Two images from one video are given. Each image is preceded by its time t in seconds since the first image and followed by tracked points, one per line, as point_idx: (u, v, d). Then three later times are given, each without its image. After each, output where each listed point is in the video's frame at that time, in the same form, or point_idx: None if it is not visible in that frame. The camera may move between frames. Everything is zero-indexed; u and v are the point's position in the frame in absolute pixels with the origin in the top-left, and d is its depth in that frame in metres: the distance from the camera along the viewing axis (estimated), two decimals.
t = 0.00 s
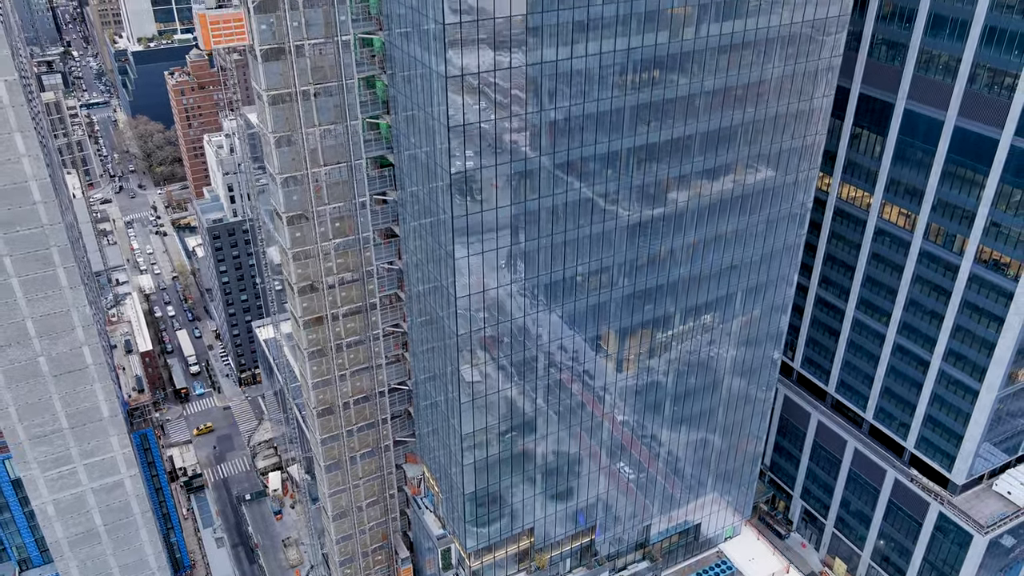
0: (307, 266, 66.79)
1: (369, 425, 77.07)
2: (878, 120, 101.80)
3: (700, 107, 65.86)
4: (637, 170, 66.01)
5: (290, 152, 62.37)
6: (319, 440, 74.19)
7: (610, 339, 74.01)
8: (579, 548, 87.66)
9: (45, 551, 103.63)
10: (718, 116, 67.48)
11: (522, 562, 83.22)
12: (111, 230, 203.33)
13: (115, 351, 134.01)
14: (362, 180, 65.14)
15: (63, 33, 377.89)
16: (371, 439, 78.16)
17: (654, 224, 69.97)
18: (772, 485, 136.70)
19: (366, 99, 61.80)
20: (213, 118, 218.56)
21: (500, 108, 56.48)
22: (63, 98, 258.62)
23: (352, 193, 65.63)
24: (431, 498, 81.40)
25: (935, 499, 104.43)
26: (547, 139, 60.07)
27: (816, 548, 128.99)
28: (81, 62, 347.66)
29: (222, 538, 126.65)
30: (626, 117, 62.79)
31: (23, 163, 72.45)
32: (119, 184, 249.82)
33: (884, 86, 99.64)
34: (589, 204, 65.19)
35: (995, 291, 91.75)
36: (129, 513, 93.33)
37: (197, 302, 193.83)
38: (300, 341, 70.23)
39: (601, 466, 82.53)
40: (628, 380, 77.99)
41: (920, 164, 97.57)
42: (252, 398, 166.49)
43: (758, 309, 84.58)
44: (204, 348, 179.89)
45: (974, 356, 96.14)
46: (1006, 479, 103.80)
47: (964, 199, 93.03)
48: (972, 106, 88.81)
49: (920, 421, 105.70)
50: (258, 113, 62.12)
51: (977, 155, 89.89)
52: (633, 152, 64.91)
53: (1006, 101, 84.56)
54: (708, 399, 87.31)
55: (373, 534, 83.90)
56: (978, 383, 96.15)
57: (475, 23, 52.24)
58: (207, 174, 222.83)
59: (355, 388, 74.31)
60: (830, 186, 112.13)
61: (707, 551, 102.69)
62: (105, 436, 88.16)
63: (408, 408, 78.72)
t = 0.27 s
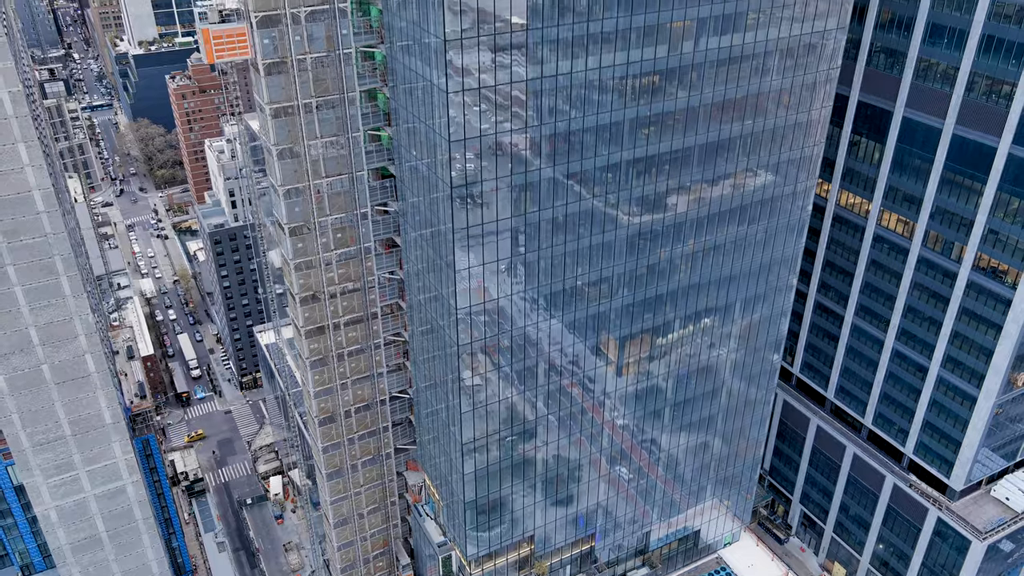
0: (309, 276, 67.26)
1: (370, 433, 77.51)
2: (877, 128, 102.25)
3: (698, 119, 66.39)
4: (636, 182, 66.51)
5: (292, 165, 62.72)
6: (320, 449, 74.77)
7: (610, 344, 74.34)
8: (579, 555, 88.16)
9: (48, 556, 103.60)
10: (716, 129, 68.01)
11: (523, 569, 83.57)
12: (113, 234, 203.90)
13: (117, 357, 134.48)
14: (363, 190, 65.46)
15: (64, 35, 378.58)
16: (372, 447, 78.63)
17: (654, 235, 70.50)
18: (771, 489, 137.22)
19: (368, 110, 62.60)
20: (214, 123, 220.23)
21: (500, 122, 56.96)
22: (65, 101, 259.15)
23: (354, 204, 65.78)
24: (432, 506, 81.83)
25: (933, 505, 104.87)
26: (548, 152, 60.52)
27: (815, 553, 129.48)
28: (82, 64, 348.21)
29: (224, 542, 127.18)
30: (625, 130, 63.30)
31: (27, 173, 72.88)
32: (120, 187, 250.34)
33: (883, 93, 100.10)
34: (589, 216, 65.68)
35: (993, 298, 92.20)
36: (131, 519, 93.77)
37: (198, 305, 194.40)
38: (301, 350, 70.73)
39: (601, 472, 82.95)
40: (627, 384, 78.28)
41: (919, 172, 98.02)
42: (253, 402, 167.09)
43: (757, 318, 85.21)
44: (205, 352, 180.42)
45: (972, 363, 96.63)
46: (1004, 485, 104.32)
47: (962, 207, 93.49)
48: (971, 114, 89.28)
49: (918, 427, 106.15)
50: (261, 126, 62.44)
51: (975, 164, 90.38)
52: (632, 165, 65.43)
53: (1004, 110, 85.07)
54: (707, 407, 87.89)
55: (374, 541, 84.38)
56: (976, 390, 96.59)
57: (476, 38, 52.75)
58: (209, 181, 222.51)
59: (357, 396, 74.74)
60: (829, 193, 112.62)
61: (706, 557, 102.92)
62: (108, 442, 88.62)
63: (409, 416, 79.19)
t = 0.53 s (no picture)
0: (311, 286, 67.94)
1: (371, 441, 77.96)
2: (876, 135, 102.72)
3: (697, 132, 66.85)
4: (636, 194, 66.95)
5: (295, 177, 63.09)
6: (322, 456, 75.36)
7: (610, 346, 74.33)
8: (578, 562, 88.64)
9: (50, 561, 104.05)
10: (715, 141, 68.46)
11: None
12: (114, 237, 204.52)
13: (119, 362, 135.06)
14: (365, 201, 65.97)
15: (66, 37, 379.66)
16: (373, 454, 79.10)
17: (653, 246, 71.00)
18: (770, 494, 137.76)
19: (369, 121, 62.86)
20: (215, 129, 219.71)
21: (501, 135, 57.39)
22: (67, 104, 259.95)
23: (356, 215, 66.32)
24: (432, 513, 81.86)
25: (932, 510, 105.33)
26: (548, 165, 60.92)
27: (814, 557, 130.01)
28: (83, 66, 349.34)
29: (225, 546, 127.70)
30: (624, 143, 63.73)
31: (30, 183, 73.35)
32: (122, 190, 250.98)
33: (881, 101, 100.61)
34: (589, 227, 66.17)
35: (991, 305, 92.62)
36: (133, 525, 94.23)
37: (199, 309, 195.06)
38: (303, 359, 71.38)
39: (601, 479, 83.41)
40: (628, 389, 78.53)
41: (917, 179, 98.47)
42: (255, 406, 167.70)
43: (755, 327, 85.79)
44: (206, 355, 181.10)
45: (970, 369, 97.11)
46: (1002, 490, 104.79)
47: (960, 215, 93.94)
48: (969, 122, 89.76)
49: (917, 432, 106.65)
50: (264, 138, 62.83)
51: (973, 172, 90.84)
52: (632, 177, 65.89)
53: (1002, 118, 85.53)
54: (706, 415, 88.51)
55: (375, 547, 84.83)
56: (974, 396, 97.04)
57: (477, 53, 53.21)
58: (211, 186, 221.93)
59: (358, 405, 75.22)
60: (828, 200, 113.17)
61: (706, 563, 103.68)
62: (111, 449, 89.13)
63: (410, 424, 79.62)
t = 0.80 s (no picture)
0: (313, 295, 68.28)
1: (372, 449, 78.42)
2: (874, 143, 103.20)
3: (696, 143, 67.34)
4: (636, 205, 67.44)
5: (297, 189, 63.65)
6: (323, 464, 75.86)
7: (609, 341, 74.00)
8: (578, 569, 89.22)
9: (52, 566, 104.51)
10: (714, 152, 68.95)
11: None
12: (116, 241, 205.08)
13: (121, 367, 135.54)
14: (367, 212, 66.69)
15: (67, 39, 380.49)
16: (375, 462, 79.59)
17: (653, 257, 71.53)
18: (770, 498, 138.23)
19: (370, 133, 62.56)
20: (218, 134, 221.42)
21: (501, 148, 57.85)
22: (68, 106, 260.56)
23: (357, 226, 67.18)
24: (433, 520, 82.15)
25: (930, 516, 105.81)
26: (548, 178, 61.42)
27: (813, 561, 130.47)
28: (84, 68, 350.10)
29: (226, 551, 128.23)
30: (624, 155, 64.21)
31: (34, 193, 73.85)
32: (123, 192, 251.57)
33: (879, 109, 101.13)
34: (589, 238, 66.67)
35: (989, 313, 93.07)
36: (136, 531, 94.74)
37: (200, 312, 195.76)
38: (305, 368, 71.89)
39: (601, 486, 83.94)
40: (628, 388, 78.52)
41: (915, 186, 98.92)
42: (256, 409, 168.25)
43: (754, 335, 86.43)
44: (207, 359, 181.85)
45: (968, 376, 97.56)
46: (1000, 496, 105.23)
47: (958, 222, 94.40)
48: (966, 130, 90.24)
49: (915, 438, 107.14)
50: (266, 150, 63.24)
51: (971, 180, 91.28)
52: (631, 188, 66.40)
53: (1000, 127, 85.97)
54: (705, 422, 89.14)
55: (376, 553, 85.27)
56: (972, 403, 97.51)
57: (478, 67, 53.67)
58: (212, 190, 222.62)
59: (359, 413, 75.75)
60: (827, 206, 113.70)
61: (705, 569, 104.24)
62: (113, 456, 89.64)
63: (411, 431, 80.14)
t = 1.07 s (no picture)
0: (315, 305, 68.53)
1: (374, 456, 78.88)
2: (873, 150, 103.70)
3: (695, 155, 67.83)
4: (635, 216, 67.95)
5: (299, 201, 64.12)
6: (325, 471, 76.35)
7: (610, 346, 74.37)
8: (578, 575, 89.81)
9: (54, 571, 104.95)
10: (713, 164, 69.46)
11: None
12: (117, 244, 205.61)
13: (123, 373, 135.96)
14: (368, 223, 66.90)
15: (67, 41, 381.19)
16: (376, 469, 80.08)
17: (652, 267, 72.13)
18: (769, 502, 138.75)
19: (372, 145, 63.57)
20: (218, 138, 222.22)
21: (501, 160, 58.26)
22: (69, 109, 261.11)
23: (359, 236, 67.26)
24: (434, 527, 82.73)
25: (929, 521, 106.26)
26: (548, 191, 61.89)
27: (812, 566, 130.96)
28: (85, 71, 350.80)
29: (228, 555, 128.73)
30: (623, 167, 64.67)
31: (37, 202, 74.32)
32: (124, 195, 252.14)
33: (878, 116, 101.64)
34: (588, 249, 67.17)
35: (987, 320, 93.51)
36: (138, 536, 95.21)
37: (202, 316, 196.48)
38: (307, 377, 72.43)
39: (601, 493, 84.49)
40: (628, 392, 78.90)
41: (914, 194, 99.38)
42: (256, 413, 168.82)
43: (753, 342, 87.13)
44: (208, 363, 182.54)
45: (966, 382, 98.02)
46: (999, 501, 105.66)
47: (956, 229, 94.83)
48: (964, 139, 90.72)
49: (913, 444, 107.58)
50: (268, 162, 63.69)
51: (969, 188, 91.73)
52: (631, 200, 66.91)
53: (998, 135, 86.42)
54: (704, 428, 89.74)
55: (377, 560, 85.68)
56: (971, 409, 97.96)
57: (479, 81, 54.08)
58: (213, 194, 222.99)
59: (361, 421, 76.19)
60: (826, 213, 114.22)
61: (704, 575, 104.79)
62: (115, 462, 90.12)
63: (412, 439, 80.58)
